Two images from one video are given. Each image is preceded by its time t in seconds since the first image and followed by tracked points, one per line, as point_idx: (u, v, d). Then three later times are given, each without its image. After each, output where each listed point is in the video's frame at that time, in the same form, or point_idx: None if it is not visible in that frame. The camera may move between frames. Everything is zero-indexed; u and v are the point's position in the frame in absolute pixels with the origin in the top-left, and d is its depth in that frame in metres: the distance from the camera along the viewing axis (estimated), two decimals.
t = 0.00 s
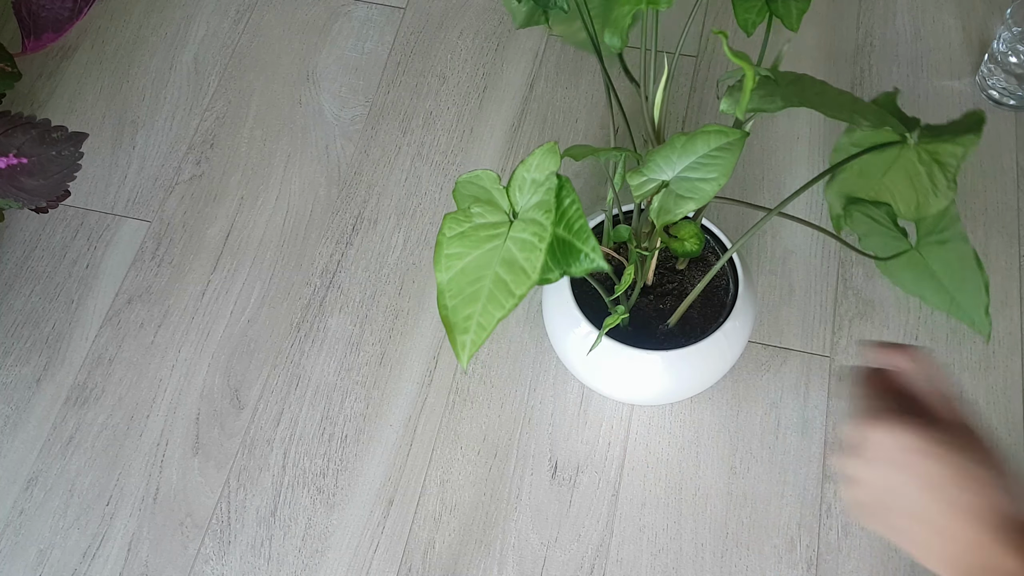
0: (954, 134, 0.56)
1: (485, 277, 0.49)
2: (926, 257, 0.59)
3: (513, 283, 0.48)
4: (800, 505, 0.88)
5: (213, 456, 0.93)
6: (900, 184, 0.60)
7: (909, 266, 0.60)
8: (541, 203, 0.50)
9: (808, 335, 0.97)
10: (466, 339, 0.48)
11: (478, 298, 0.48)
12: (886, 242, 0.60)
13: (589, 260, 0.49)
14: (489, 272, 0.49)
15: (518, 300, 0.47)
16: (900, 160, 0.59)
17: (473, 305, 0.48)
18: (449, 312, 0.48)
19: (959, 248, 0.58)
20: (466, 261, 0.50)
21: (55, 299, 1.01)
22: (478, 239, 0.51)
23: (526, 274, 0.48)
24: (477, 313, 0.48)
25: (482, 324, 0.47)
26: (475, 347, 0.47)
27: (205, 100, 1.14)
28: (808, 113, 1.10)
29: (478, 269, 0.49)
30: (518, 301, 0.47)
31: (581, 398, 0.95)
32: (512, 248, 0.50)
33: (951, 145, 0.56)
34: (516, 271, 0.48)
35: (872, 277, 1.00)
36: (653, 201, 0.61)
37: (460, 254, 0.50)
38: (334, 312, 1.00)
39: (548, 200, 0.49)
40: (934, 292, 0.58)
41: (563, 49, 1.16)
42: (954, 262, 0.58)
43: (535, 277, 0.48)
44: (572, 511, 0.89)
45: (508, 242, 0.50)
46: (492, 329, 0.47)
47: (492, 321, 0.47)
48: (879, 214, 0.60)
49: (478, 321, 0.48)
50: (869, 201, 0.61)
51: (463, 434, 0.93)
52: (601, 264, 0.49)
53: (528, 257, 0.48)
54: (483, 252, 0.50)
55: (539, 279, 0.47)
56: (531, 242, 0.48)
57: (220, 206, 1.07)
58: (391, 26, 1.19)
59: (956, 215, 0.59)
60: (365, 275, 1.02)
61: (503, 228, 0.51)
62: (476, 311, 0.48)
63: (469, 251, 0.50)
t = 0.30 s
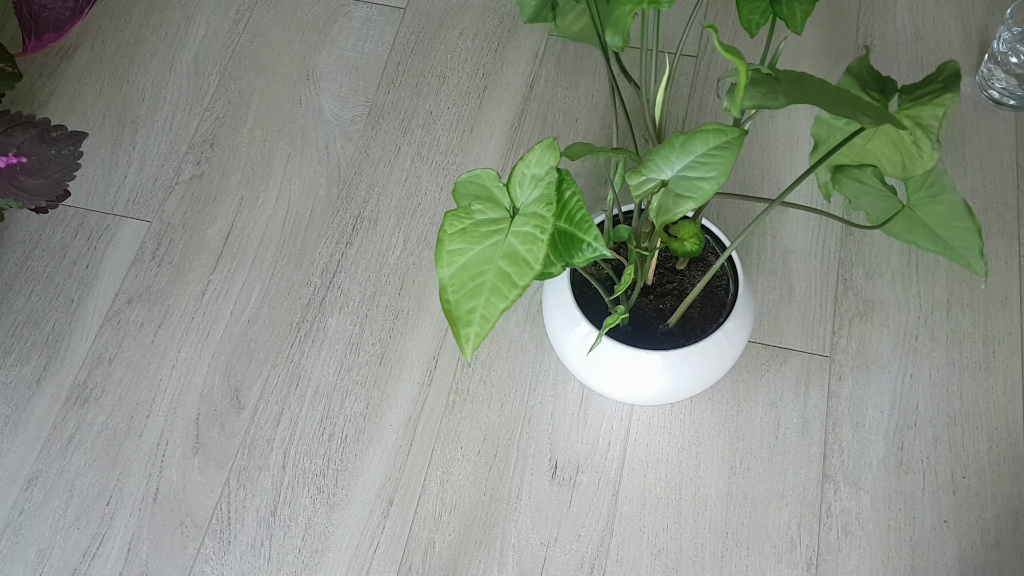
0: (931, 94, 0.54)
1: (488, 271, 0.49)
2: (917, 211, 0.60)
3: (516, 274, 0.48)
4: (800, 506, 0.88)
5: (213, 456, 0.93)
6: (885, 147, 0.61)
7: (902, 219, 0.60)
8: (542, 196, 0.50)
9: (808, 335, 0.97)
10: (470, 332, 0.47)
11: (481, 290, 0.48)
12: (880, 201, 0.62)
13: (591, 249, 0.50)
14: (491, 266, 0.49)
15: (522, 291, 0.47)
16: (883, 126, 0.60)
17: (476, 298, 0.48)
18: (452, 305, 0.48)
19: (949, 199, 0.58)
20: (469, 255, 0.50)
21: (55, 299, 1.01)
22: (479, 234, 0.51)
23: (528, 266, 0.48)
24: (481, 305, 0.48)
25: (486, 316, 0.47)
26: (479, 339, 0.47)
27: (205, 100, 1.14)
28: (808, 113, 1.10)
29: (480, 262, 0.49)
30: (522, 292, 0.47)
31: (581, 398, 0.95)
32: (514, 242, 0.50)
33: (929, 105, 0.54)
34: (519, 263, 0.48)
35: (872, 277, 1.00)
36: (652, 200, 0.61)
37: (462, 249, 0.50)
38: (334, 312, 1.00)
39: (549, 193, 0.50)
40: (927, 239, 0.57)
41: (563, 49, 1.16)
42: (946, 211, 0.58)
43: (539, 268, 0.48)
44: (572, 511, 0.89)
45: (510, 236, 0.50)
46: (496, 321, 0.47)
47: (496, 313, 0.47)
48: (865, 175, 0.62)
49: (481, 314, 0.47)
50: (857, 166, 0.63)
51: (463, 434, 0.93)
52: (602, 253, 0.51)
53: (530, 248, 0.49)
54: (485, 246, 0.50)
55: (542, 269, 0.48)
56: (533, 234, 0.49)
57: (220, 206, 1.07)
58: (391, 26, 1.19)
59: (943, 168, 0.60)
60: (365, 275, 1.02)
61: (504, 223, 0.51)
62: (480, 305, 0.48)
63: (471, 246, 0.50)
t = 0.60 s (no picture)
0: (957, 135, 0.55)
1: (483, 273, 0.49)
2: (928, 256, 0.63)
3: (511, 279, 0.48)
4: (800, 506, 0.88)
5: (213, 456, 0.93)
6: (903, 184, 0.60)
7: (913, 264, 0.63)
8: (540, 200, 0.50)
9: (808, 336, 0.97)
10: (463, 334, 0.48)
11: (476, 292, 0.48)
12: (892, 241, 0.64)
13: (587, 256, 0.50)
14: (487, 269, 0.49)
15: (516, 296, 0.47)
16: (903, 162, 0.59)
17: (470, 300, 0.48)
18: (447, 306, 0.48)
19: (964, 249, 0.61)
20: (465, 256, 0.50)
21: (55, 299, 1.01)
22: (477, 235, 0.51)
23: (524, 270, 0.48)
24: (475, 308, 0.48)
25: (479, 319, 0.47)
26: (471, 341, 0.47)
27: (205, 100, 1.14)
28: (808, 113, 1.10)
29: (476, 264, 0.49)
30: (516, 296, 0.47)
31: (581, 398, 0.95)
32: (510, 244, 0.50)
33: (953, 145, 0.55)
34: (515, 267, 0.49)
35: (872, 278, 1.00)
36: (652, 201, 0.61)
37: (459, 249, 0.50)
38: (334, 312, 1.00)
39: (547, 196, 0.49)
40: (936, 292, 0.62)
41: (563, 49, 1.16)
42: (958, 263, 0.61)
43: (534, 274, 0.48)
44: (572, 511, 0.89)
45: (507, 238, 0.50)
46: (489, 324, 0.47)
47: (489, 316, 0.47)
48: (882, 214, 0.64)
49: (475, 316, 0.48)
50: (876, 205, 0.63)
51: (463, 434, 0.93)
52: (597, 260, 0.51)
53: (526, 253, 0.49)
54: (482, 248, 0.50)
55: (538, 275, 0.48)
56: (530, 238, 0.49)
57: (220, 205, 1.07)
58: (391, 26, 1.19)
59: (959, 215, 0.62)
60: (366, 275, 1.02)
61: (502, 224, 0.51)
62: (474, 307, 0.48)
63: (468, 247, 0.50)
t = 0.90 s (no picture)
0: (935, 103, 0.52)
1: (485, 278, 0.49)
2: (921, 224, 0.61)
3: (514, 282, 0.48)
4: (800, 506, 0.88)
5: (213, 456, 0.93)
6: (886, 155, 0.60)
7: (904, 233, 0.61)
8: (540, 202, 0.50)
9: (808, 336, 0.97)
10: (468, 339, 0.48)
11: (479, 297, 0.48)
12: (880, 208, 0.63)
13: (589, 257, 0.50)
14: (489, 273, 0.49)
15: (520, 300, 0.47)
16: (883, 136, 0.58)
17: (473, 305, 0.48)
18: (451, 313, 0.48)
19: (954, 212, 0.58)
20: (467, 261, 0.50)
21: (55, 299, 1.01)
22: (478, 240, 0.51)
23: (527, 273, 0.48)
24: (479, 314, 0.48)
25: (484, 323, 0.47)
26: (476, 347, 0.47)
27: (205, 100, 1.14)
28: (808, 113, 1.10)
29: (478, 269, 0.49)
30: (520, 300, 0.47)
31: (581, 398, 0.95)
32: (512, 248, 0.50)
33: (932, 115, 0.52)
34: (517, 270, 0.49)
35: (872, 278, 1.00)
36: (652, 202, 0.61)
37: (460, 255, 0.50)
38: (334, 312, 1.00)
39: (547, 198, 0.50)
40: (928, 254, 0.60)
41: (563, 49, 1.16)
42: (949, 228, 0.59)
43: (536, 276, 0.48)
44: (572, 511, 0.89)
45: (509, 242, 0.50)
46: (493, 329, 0.47)
47: (493, 320, 0.47)
48: (869, 185, 0.62)
49: (479, 320, 0.47)
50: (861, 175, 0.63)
51: (463, 434, 0.93)
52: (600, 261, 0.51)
53: (528, 256, 0.49)
54: (483, 253, 0.50)
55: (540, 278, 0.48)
56: (531, 241, 0.49)
57: (220, 206, 1.07)
58: (391, 26, 1.19)
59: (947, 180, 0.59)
60: (365, 275, 1.02)
61: (503, 228, 0.51)
62: (478, 311, 0.48)
63: (469, 252, 0.50)
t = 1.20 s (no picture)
0: (947, 117, 0.51)
1: (487, 281, 0.49)
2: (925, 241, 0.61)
3: (516, 285, 0.49)
4: (800, 506, 0.88)
5: (213, 456, 0.93)
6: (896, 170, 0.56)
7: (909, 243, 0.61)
8: (541, 205, 0.50)
9: (808, 336, 0.97)
10: (471, 343, 0.48)
11: (482, 301, 0.49)
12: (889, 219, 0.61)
13: (590, 259, 0.50)
14: (491, 276, 0.49)
15: (522, 304, 0.47)
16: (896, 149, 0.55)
17: (476, 310, 0.48)
18: (454, 317, 0.49)
19: (961, 232, 0.58)
20: (469, 265, 0.50)
21: (55, 299, 1.01)
22: (479, 243, 0.51)
23: (528, 276, 0.48)
24: (482, 318, 0.48)
25: (487, 328, 0.48)
26: (480, 351, 0.48)
27: (205, 100, 1.14)
28: (808, 113, 1.10)
29: (480, 272, 0.50)
30: (522, 304, 0.48)
31: (581, 398, 0.95)
32: (514, 251, 0.50)
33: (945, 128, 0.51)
34: (519, 274, 0.49)
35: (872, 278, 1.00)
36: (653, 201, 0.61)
37: (461, 258, 0.50)
38: (334, 312, 1.00)
39: (548, 201, 0.50)
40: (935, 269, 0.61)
41: (563, 49, 1.16)
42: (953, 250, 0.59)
43: (538, 279, 0.48)
44: (572, 511, 0.89)
45: (510, 244, 0.50)
46: (496, 333, 0.48)
47: (496, 324, 0.48)
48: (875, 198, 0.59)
49: (483, 325, 0.48)
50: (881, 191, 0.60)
51: (463, 434, 0.93)
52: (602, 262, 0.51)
53: (529, 259, 0.49)
54: (484, 256, 0.50)
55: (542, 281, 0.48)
56: (532, 244, 0.49)
57: (220, 206, 1.07)
58: (391, 26, 1.19)
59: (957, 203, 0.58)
60: (365, 275, 1.02)
61: (504, 230, 0.51)
62: (480, 316, 0.48)
63: (470, 255, 0.50)
